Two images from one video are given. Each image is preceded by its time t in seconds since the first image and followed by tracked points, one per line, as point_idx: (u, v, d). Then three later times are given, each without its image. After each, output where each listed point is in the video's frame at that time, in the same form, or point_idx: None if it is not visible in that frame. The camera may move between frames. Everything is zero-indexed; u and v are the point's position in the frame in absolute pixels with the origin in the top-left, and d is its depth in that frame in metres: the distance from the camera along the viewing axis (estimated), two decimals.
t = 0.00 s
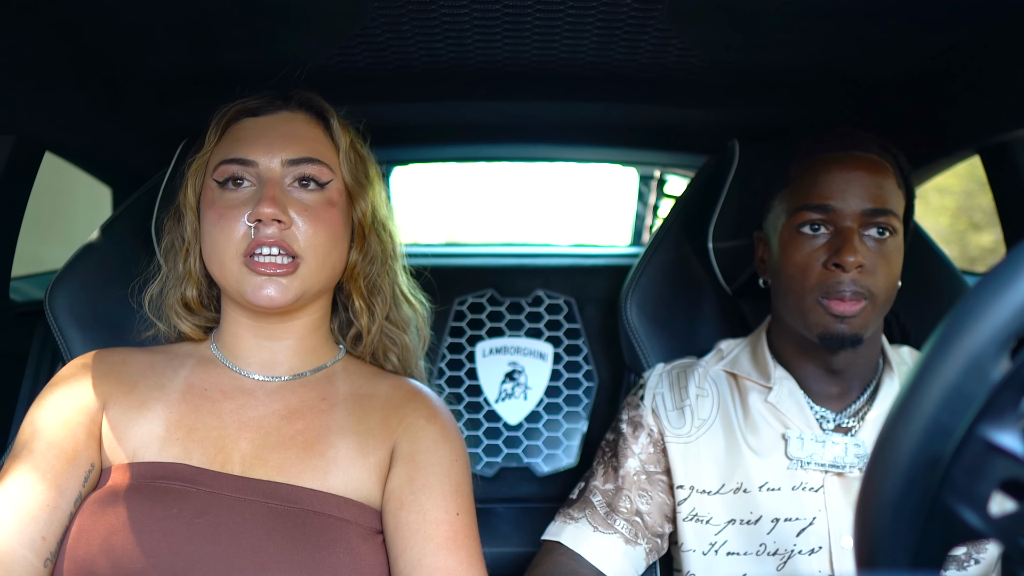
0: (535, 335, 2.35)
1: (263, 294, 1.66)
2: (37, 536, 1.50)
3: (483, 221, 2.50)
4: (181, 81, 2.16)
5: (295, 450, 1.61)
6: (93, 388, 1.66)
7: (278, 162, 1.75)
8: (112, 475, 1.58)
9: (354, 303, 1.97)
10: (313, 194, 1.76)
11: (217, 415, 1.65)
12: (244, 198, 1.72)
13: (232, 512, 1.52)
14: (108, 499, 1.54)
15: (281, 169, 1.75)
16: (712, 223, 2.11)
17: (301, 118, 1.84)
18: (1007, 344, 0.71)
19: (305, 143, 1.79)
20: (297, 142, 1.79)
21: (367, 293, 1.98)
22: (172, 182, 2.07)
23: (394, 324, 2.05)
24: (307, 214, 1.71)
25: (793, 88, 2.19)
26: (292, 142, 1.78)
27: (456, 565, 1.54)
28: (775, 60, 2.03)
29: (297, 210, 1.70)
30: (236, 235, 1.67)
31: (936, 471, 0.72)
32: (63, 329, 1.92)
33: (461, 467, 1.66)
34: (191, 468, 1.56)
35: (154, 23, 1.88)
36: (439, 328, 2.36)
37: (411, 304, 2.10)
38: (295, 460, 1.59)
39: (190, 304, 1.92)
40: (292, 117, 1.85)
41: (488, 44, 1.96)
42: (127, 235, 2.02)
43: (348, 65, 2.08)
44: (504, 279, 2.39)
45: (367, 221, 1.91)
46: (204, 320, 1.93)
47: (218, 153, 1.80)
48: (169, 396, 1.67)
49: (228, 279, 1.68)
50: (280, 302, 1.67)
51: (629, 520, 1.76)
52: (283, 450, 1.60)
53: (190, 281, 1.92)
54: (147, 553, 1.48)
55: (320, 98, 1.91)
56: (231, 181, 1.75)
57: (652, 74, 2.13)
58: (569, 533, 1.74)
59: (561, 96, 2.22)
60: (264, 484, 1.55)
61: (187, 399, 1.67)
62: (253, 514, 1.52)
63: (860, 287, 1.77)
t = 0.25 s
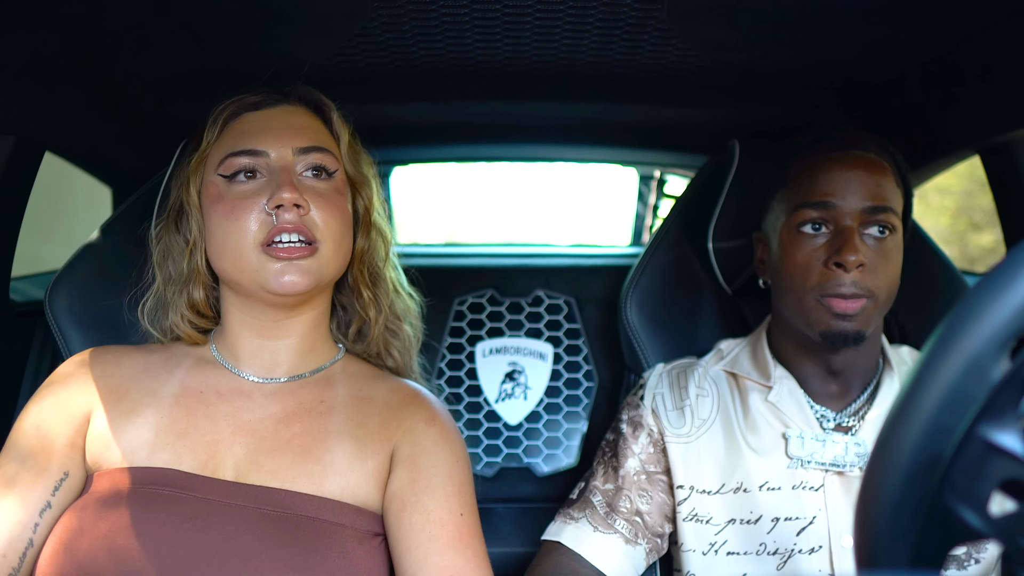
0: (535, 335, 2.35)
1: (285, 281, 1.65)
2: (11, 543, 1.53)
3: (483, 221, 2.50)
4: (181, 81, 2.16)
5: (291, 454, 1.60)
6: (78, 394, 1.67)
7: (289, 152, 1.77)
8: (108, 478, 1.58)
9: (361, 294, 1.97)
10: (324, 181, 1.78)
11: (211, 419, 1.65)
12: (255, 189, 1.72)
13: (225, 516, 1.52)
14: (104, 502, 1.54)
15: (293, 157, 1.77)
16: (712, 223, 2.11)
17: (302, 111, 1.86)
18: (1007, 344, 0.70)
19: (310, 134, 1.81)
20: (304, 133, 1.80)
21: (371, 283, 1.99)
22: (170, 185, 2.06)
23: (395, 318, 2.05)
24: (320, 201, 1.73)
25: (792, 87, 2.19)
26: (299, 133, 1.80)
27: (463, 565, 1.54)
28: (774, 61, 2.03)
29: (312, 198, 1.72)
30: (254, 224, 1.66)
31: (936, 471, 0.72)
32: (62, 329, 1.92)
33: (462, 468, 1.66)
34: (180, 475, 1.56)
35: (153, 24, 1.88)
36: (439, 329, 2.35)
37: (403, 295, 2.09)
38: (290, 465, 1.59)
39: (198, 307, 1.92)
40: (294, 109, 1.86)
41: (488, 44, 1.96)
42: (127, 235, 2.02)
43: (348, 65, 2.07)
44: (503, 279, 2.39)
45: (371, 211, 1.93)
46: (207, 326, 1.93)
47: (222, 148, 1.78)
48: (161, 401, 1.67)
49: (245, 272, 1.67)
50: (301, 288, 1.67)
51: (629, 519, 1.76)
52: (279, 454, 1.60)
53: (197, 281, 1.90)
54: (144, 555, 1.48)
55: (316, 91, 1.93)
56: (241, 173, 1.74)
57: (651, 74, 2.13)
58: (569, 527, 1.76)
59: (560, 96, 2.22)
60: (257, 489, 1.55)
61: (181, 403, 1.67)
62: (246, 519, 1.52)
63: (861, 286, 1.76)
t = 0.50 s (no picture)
0: (535, 335, 2.35)
1: (287, 286, 1.66)
2: (11, 547, 1.55)
3: (483, 221, 2.50)
4: (181, 81, 2.16)
5: (292, 448, 1.61)
6: (74, 394, 1.67)
7: (287, 157, 1.76)
8: (109, 473, 1.58)
9: (359, 292, 1.98)
10: (322, 185, 1.78)
11: (211, 415, 1.65)
12: (254, 195, 1.72)
13: (224, 512, 1.52)
14: (105, 498, 1.54)
15: (292, 163, 1.76)
16: (712, 222, 2.11)
17: (299, 113, 1.86)
18: (1007, 344, 0.70)
19: (309, 137, 1.81)
20: (302, 138, 1.80)
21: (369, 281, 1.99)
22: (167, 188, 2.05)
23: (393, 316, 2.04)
24: (321, 205, 1.73)
25: (793, 87, 2.18)
26: (298, 138, 1.79)
27: (459, 564, 1.54)
28: (775, 60, 2.03)
29: (312, 202, 1.72)
30: (253, 231, 1.66)
31: (936, 471, 0.72)
32: (62, 328, 1.92)
33: (461, 467, 1.66)
34: (181, 469, 1.56)
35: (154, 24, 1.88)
36: (439, 328, 2.35)
37: (402, 290, 2.08)
38: (291, 459, 1.59)
39: (197, 311, 1.91)
40: (292, 112, 1.85)
41: (488, 44, 1.96)
42: (127, 235, 2.03)
43: (348, 66, 2.08)
44: (504, 279, 2.39)
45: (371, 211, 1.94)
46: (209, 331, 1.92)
47: (220, 154, 1.78)
48: (162, 396, 1.67)
49: (247, 276, 1.67)
50: (303, 292, 1.68)
51: (630, 516, 1.76)
52: (279, 449, 1.60)
53: (197, 286, 1.91)
54: (144, 551, 1.48)
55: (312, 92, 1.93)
56: (238, 180, 1.74)
57: (651, 74, 2.13)
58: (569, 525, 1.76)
59: (560, 96, 2.22)
60: (256, 484, 1.54)
61: (181, 398, 1.67)
62: (246, 514, 1.52)
63: (878, 276, 1.79)
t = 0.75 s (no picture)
0: (535, 335, 2.35)
1: (282, 290, 1.66)
2: (13, 547, 1.55)
3: (483, 221, 2.52)
4: (182, 81, 2.16)
5: (292, 447, 1.61)
6: (74, 394, 1.67)
7: (285, 161, 1.76)
8: (109, 470, 1.58)
9: (357, 295, 1.97)
10: (320, 189, 1.78)
11: (210, 412, 1.65)
12: (252, 198, 1.72)
13: (222, 508, 1.52)
14: (105, 496, 1.54)
15: (290, 167, 1.76)
16: (713, 222, 2.10)
17: (300, 116, 1.86)
18: (1007, 344, 0.70)
19: (308, 140, 1.81)
20: (301, 140, 1.80)
21: (367, 283, 1.98)
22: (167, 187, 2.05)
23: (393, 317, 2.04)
24: (319, 209, 1.72)
25: (793, 88, 2.18)
26: (297, 141, 1.79)
27: (456, 566, 1.54)
28: (775, 60, 2.03)
29: (309, 206, 1.72)
30: (250, 235, 1.66)
31: (936, 472, 0.72)
32: (62, 328, 1.92)
33: (461, 467, 1.66)
34: (180, 466, 1.56)
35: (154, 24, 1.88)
36: (439, 329, 2.35)
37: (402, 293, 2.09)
38: (290, 458, 1.59)
39: (195, 312, 1.90)
40: (292, 115, 1.85)
41: (488, 44, 1.96)
42: (126, 235, 2.02)
43: (348, 66, 2.07)
44: (503, 279, 2.39)
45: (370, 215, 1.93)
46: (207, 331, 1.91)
47: (219, 156, 1.78)
48: (161, 394, 1.67)
49: (245, 280, 1.68)
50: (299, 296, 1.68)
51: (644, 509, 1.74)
52: (279, 447, 1.60)
53: (196, 287, 1.89)
54: (143, 548, 1.48)
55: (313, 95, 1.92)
56: (237, 183, 1.74)
57: (651, 74, 2.13)
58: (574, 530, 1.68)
59: (560, 96, 2.21)
60: (256, 481, 1.54)
61: (180, 396, 1.67)
62: (244, 511, 1.52)
63: (867, 278, 1.79)
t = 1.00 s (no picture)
0: (535, 335, 2.35)
1: (280, 288, 1.66)
2: (13, 547, 1.55)
3: (483, 221, 2.53)
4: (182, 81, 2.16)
5: (291, 446, 1.61)
6: (74, 395, 1.67)
7: (283, 160, 1.76)
8: (109, 470, 1.58)
9: (355, 295, 1.98)
10: (319, 188, 1.78)
11: (209, 411, 1.65)
12: (250, 198, 1.72)
13: (222, 507, 1.52)
14: (105, 495, 1.54)
15: (288, 166, 1.76)
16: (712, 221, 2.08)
17: (298, 116, 1.86)
18: (1007, 344, 0.70)
19: (306, 140, 1.81)
20: (299, 140, 1.79)
21: (366, 284, 1.99)
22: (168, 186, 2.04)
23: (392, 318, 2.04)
24: (317, 208, 1.72)
25: (793, 88, 2.18)
26: (295, 140, 1.79)
27: (456, 565, 1.54)
28: (775, 60, 2.03)
29: (307, 205, 1.71)
30: (246, 234, 1.67)
31: (936, 471, 0.72)
32: (62, 328, 1.91)
33: (460, 467, 1.66)
34: (179, 465, 1.56)
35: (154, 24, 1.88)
36: (439, 329, 2.36)
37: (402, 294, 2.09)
38: (289, 457, 1.59)
39: (195, 311, 1.91)
40: (291, 114, 1.85)
41: (488, 44, 1.96)
42: (126, 236, 2.02)
43: (348, 65, 2.07)
44: (503, 279, 2.39)
45: (368, 215, 1.93)
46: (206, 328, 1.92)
47: (217, 156, 1.78)
48: (160, 394, 1.67)
49: (241, 279, 1.67)
50: (297, 293, 1.68)
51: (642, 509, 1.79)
52: (278, 446, 1.60)
53: (194, 287, 1.91)
54: (142, 547, 1.48)
55: (312, 95, 1.92)
56: (235, 182, 1.74)
57: (651, 74, 2.13)
58: (577, 519, 1.70)
59: (560, 96, 2.21)
60: (255, 480, 1.54)
61: (180, 395, 1.67)
62: (242, 509, 1.52)
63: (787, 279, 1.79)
